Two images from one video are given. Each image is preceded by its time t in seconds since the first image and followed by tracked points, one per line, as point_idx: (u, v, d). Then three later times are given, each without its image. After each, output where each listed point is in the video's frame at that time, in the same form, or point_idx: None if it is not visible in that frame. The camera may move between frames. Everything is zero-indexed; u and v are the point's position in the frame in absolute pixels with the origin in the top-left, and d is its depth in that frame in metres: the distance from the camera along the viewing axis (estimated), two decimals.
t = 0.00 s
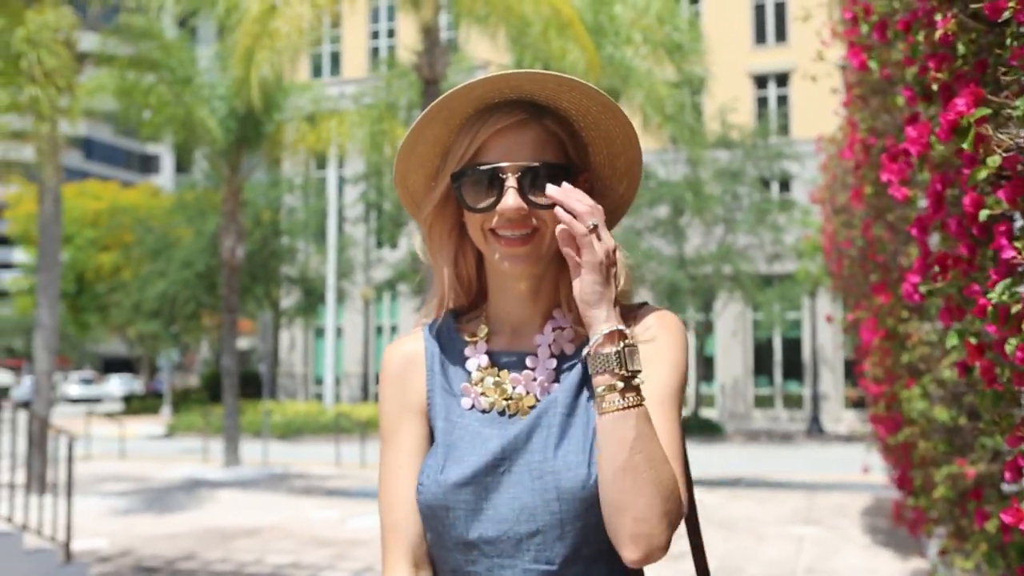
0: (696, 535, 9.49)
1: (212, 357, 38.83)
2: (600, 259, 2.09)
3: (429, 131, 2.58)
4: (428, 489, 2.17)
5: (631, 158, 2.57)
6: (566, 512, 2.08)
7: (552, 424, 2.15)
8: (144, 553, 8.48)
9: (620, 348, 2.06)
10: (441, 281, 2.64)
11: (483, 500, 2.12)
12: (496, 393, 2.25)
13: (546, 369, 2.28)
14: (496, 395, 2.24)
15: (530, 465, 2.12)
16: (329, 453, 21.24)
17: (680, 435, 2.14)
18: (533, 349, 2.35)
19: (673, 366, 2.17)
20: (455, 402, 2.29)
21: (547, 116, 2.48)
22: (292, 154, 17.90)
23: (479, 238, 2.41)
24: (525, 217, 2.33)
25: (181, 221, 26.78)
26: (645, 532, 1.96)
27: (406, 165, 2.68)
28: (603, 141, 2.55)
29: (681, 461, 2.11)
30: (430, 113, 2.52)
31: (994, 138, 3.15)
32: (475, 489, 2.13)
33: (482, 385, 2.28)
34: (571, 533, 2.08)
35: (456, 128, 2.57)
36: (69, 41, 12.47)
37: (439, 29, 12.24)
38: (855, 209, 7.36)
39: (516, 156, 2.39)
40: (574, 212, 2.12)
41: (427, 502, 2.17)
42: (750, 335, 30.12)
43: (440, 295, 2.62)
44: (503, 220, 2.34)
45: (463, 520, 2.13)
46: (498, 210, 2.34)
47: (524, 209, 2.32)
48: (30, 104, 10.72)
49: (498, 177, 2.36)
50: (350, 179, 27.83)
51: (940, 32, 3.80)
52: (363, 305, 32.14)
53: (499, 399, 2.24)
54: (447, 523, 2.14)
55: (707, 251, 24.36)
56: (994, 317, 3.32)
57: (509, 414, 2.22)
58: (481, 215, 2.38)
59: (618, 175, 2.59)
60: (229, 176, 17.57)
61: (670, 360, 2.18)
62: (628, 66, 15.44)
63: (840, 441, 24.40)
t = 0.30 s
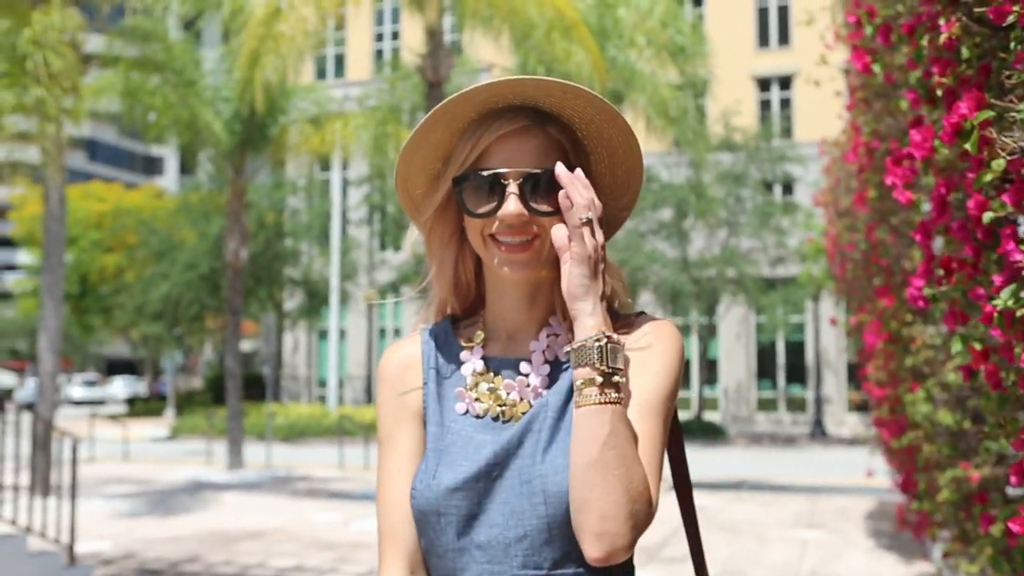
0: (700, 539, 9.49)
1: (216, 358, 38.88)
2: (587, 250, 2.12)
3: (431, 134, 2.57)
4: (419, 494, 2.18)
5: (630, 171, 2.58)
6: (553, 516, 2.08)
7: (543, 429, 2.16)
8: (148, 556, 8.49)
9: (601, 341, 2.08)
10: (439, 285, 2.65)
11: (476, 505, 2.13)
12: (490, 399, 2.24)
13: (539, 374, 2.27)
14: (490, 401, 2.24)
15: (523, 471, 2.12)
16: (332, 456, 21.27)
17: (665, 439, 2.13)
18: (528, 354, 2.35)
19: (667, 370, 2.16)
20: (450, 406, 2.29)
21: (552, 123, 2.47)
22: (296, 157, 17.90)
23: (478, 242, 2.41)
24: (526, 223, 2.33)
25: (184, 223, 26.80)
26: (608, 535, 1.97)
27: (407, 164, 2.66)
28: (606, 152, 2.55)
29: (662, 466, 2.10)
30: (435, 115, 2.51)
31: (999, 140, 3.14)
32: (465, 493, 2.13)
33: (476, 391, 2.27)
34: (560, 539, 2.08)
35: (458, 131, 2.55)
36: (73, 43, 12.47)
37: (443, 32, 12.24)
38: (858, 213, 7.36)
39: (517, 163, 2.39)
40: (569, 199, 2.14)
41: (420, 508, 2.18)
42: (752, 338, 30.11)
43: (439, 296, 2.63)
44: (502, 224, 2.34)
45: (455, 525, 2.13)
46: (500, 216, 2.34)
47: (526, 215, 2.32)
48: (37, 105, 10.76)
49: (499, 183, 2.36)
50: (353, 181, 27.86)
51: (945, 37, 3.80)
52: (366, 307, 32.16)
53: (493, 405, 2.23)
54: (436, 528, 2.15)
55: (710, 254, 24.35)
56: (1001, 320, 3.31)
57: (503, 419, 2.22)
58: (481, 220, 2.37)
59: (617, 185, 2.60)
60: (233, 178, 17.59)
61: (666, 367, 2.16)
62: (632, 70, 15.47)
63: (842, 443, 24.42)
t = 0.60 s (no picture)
0: (700, 540, 9.48)
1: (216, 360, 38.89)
2: (580, 245, 2.14)
3: (428, 134, 2.59)
4: (413, 493, 2.19)
5: (628, 176, 2.60)
6: (544, 514, 2.09)
7: (537, 427, 2.17)
8: (148, 557, 8.48)
9: (592, 337, 2.10)
10: (438, 286, 2.66)
11: (469, 506, 2.14)
12: (486, 400, 2.25)
13: (534, 374, 2.29)
14: (485, 401, 2.25)
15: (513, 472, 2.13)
16: (331, 457, 21.26)
17: (658, 438, 2.14)
18: (524, 355, 2.37)
19: (664, 369, 2.17)
20: (444, 405, 2.30)
21: (551, 125, 2.48)
22: (297, 158, 17.88)
23: (476, 244, 2.42)
24: (524, 225, 2.36)
25: (184, 225, 26.80)
26: (593, 532, 1.97)
27: (406, 164, 2.67)
28: (605, 157, 2.58)
29: (653, 464, 2.11)
30: (434, 116, 2.53)
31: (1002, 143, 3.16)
32: (458, 491, 2.14)
33: (471, 391, 2.28)
34: (551, 540, 2.08)
35: (457, 132, 2.56)
36: (75, 44, 12.45)
37: (445, 35, 12.25)
38: (859, 216, 7.35)
39: (516, 164, 2.40)
40: (567, 197, 2.16)
41: (414, 507, 2.19)
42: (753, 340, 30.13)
43: (438, 298, 2.65)
44: (501, 227, 2.37)
45: (447, 525, 2.15)
46: (498, 217, 2.36)
47: (523, 216, 2.34)
48: (37, 105, 10.69)
49: (497, 184, 2.38)
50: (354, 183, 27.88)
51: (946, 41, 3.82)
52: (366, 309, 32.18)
53: (487, 405, 2.24)
54: (428, 527, 2.16)
55: (709, 257, 24.36)
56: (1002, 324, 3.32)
57: (497, 419, 2.23)
58: (479, 221, 2.39)
59: (616, 188, 2.62)
60: (234, 179, 17.62)
61: (661, 368, 2.17)
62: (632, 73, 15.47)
63: (841, 446, 24.45)
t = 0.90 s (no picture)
0: (696, 543, 9.51)
1: (212, 362, 38.88)
2: (571, 243, 2.18)
3: (422, 138, 2.63)
4: (400, 499, 2.20)
5: (625, 181, 2.59)
6: (528, 520, 2.09)
7: (524, 432, 2.18)
8: (145, 558, 8.47)
9: (578, 337, 2.12)
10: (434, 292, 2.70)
11: (455, 510, 2.15)
12: (475, 405, 2.27)
13: (525, 380, 2.30)
14: (475, 407, 2.27)
15: (498, 477, 2.14)
16: (327, 458, 21.25)
17: (650, 443, 2.13)
18: (516, 360, 2.39)
19: (659, 372, 2.17)
20: (435, 411, 2.33)
21: (545, 130, 2.52)
22: (297, 159, 17.89)
23: (469, 249, 2.46)
24: (517, 229, 2.38)
25: (180, 226, 26.78)
26: (576, 535, 1.96)
27: (400, 170, 2.72)
28: (601, 164, 2.59)
29: (644, 468, 2.10)
30: (428, 118, 2.57)
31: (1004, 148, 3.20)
32: (442, 497, 2.16)
33: (462, 397, 2.31)
34: (536, 545, 2.08)
35: (451, 136, 2.61)
36: (75, 46, 12.42)
37: (446, 38, 12.28)
38: (857, 219, 7.40)
39: (510, 167, 2.43)
40: (560, 195, 2.21)
41: (402, 512, 2.20)
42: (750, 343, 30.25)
43: (433, 301, 2.68)
44: (493, 232, 2.40)
45: (433, 530, 2.15)
46: (489, 221, 2.39)
47: (517, 220, 2.37)
48: (34, 105, 10.64)
49: (490, 187, 2.41)
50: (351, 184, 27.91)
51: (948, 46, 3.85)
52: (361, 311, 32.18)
53: (477, 411, 2.26)
54: (414, 534, 2.17)
55: (707, 259, 24.45)
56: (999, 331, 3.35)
57: (486, 424, 2.24)
58: (473, 223, 2.42)
59: (613, 195, 2.62)
60: (232, 180, 17.64)
61: (654, 371, 2.18)
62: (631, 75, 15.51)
63: (838, 448, 24.54)
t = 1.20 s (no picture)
0: (670, 537, 9.87)
1: (206, 364, 39.22)
2: (545, 252, 2.48)
3: (407, 153, 2.98)
4: (383, 499, 2.46)
5: (603, 199, 2.96)
6: (501, 520, 2.33)
7: (499, 437, 2.44)
8: (140, 552, 8.78)
9: (549, 344, 2.39)
10: (421, 302, 3.04)
11: (433, 511, 2.41)
12: (457, 411, 2.55)
13: (503, 387, 2.57)
14: (456, 413, 2.55)
15: (472, 480, 2.40)
16: (317, 457, 21.55)
17: (626, 449, 2.37)
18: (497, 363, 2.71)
19: (633, 385, 2.43)
20: (419, 417, 2.61)
21: (523, 149, 2.86)
22: (287, 170, 18.22)
23: (451, 264, 2.79)
24: (497, 241, 2.72)
25: (175, 234, 27.10)
26: (547, 538, 2.19)
27: (383, 187, 3.08)
28: (579, 181, 2.95)
29: (617, 467, 2.34)
30: (412, 136, 2.92)
31: (968, 165, 3.61)
32: (421, 496, 2.42)
33: (443, 404, 2.58)
34: (508, 544, 2.33)
35: (433, 154, 2.97)
36: (74, 59, 12.71)
37: (432, 53, 12.62)
38: (823, 231, 7.73)
39: (491, 179, 2.78)
40: (537, 207, 2.53)
41: (386, 512, 2.46)
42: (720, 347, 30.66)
43: (418, 308, 3.03)
44: (475, 248, 2.73)
45: (414, 530, 2.41)
46: (471, 237, 2.73)
47: (495, 236, 2.71)
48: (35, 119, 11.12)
49: (471, 200, 2.75)
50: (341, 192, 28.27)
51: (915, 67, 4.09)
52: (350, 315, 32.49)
53: (458, 417, 2.54)
54: (394, 534, 2.43)
55: (678, 268, 24.77)
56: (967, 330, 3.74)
57: (464, 429, 2.52)
58: (455, 236, 2.76)
59: (591, 210, 2.99)
60: (226, 190, 18.02)
61: (627, 378, 2.44)
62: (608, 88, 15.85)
63: (803, 447, 24.97)
